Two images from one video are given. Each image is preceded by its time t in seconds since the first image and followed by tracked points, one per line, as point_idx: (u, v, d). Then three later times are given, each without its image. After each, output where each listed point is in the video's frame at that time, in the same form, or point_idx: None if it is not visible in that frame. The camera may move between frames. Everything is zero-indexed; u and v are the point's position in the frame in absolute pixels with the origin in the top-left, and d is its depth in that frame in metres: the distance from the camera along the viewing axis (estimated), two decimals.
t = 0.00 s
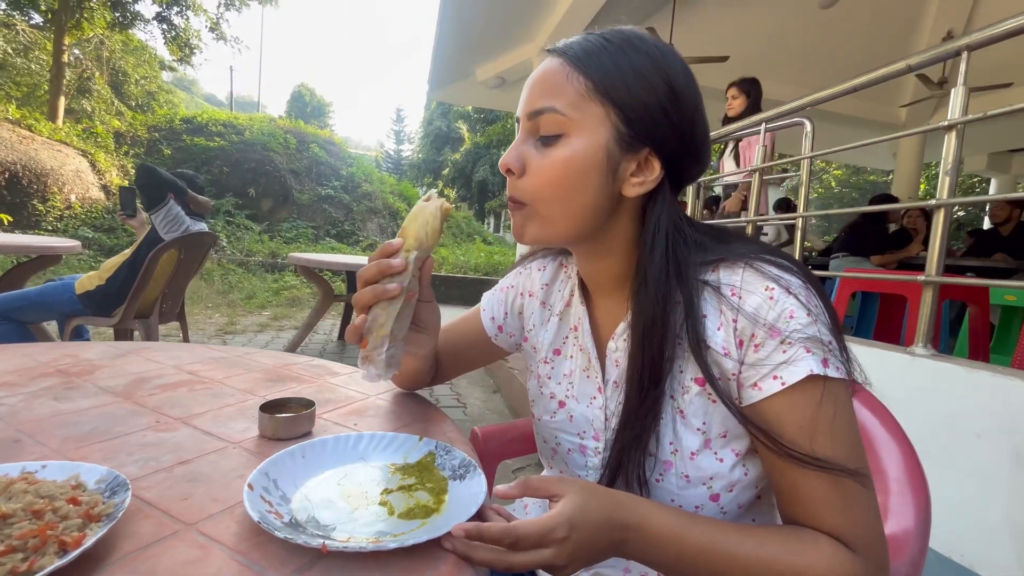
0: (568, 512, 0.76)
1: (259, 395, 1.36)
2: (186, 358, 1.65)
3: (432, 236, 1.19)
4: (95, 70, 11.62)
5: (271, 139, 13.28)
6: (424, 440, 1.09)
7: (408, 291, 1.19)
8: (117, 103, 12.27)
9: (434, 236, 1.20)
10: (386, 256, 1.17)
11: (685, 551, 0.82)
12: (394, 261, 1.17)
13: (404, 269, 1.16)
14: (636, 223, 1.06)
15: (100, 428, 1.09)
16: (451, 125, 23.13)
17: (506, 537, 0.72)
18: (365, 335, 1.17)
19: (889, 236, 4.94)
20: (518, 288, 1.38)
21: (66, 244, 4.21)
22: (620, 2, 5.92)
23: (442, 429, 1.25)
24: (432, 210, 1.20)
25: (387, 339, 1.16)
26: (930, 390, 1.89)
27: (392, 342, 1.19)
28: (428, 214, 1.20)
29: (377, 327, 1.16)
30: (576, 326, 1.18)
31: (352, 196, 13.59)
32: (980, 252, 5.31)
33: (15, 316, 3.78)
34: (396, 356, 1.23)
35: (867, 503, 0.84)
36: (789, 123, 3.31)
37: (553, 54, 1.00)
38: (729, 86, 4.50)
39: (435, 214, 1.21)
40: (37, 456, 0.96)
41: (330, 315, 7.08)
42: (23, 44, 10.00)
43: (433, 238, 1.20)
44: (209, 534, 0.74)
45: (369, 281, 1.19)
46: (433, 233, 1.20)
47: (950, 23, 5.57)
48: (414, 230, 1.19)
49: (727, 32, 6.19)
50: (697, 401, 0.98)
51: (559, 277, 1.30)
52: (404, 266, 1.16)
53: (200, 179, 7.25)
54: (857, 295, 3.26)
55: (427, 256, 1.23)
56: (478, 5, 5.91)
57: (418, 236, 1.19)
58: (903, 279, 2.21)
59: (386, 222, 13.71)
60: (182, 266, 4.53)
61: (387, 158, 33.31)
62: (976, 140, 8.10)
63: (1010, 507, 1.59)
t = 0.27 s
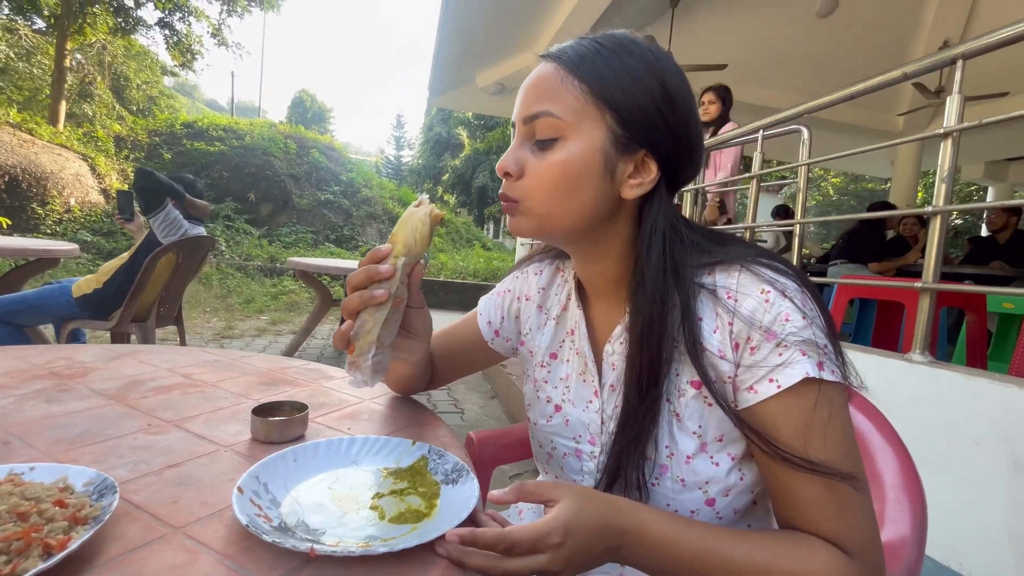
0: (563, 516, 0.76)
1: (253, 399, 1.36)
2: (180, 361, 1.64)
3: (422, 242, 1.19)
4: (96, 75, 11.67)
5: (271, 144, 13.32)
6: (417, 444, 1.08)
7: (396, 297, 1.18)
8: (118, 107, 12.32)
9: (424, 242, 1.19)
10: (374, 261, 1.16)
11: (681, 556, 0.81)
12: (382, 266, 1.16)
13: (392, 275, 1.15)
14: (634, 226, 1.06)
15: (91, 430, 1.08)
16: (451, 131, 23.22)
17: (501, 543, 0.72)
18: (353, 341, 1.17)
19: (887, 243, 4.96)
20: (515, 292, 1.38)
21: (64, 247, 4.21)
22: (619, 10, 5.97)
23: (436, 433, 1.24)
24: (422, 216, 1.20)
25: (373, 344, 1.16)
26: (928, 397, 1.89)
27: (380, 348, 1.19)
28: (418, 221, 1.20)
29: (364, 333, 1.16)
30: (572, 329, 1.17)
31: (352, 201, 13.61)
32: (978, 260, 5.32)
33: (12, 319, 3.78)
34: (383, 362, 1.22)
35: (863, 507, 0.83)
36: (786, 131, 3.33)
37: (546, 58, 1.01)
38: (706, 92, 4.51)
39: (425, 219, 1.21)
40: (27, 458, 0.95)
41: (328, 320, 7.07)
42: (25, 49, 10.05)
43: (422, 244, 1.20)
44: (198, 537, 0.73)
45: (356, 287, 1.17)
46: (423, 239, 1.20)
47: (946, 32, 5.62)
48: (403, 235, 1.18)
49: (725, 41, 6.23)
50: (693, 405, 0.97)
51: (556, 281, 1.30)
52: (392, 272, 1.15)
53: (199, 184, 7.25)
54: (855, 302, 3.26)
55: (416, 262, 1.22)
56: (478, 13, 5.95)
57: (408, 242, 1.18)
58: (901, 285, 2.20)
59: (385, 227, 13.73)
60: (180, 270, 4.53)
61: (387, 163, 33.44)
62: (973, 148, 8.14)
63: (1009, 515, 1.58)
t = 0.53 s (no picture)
0: (557, 526, 0.77)
1: (252, 406, 1.37)
2: (180, 368, 1.66)
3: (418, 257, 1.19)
4: (99, 81, 11.76)
5: (273, 149, 13.39)
6: (413, 452, 1.10)
7: (393, 312, 1.20)
8: (121, 113, 12.39)
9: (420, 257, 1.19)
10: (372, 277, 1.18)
11: (673, 563, 0.83)
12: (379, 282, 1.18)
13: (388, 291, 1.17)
14: (628, 238, 1.08)
15: (91, 437, 1.10)
16: (452, 137, 23.33)
17: (497, 552, 0.73)
18: (352, 354, 1.19)
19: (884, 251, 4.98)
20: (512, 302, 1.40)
21: (65, 252, 4.24)
22: (618, 19, 6.03)
23: (433, 441, 1.26)
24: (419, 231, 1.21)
25: (371, 358, 1.18)
26: (922, 406, 1.91)
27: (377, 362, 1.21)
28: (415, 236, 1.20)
29: (362, 347, 1.18)
30: (568, 338, 1.19)
31: (353, 206, 13.66)
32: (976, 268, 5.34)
33: (13, 325, 3.80)
34: (381, 375, 1.24)
35: (851, 516, 0.85)
36: (783, 140, 3.35)
37: (540, 76, 1.04)
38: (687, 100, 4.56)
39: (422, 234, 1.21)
40: (29, 465, 0.97)
41: (327, 325, 7.08)
42: (29, 54, 10.14)
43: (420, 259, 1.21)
44: (197, 544, 0.75)
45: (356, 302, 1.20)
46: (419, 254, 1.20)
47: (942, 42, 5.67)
48: (400, 250, 1.20)
49: (723, 49, 6.29)
50: (685, 413, 0.99)
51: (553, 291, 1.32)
52: (388, 287, 1.17)
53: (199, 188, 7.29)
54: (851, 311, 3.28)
55: (413, 277, 1.23)
56: (478, 22, 6.01)
57: (404, 257, 1.19)
58: (896, 294, 2.22)
59: (386, 232, 13.77)
60: (180, 275, 4.55)
61: (388, 169, 33.58)
62: (971, 157, 8.19)
63: (1003, 524, 1.59)
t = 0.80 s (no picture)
0: (557, 525, 0.77)
1: (252, 407, 1.38)
2: (181, 369, 1.66)
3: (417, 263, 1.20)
4: (100, 82, 11.79)
5: (273, 150, 13.42)
6: (413, 453, 1.10)
7: (392, 316, 1.21)
8: (122, 114, 12.43)
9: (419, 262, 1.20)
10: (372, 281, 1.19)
11: (673, 564, 0.83)
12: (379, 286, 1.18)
13: (388, 296, 1.17)
14: (627, 240, 1.09)
15: (93, 438, 1.11)
16: (452, 139, 23.37)
17: (498, 552, 0.73)
18: (351, 358, 1.20)
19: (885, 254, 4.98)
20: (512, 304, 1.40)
21: (66, 253, 4.24)
22: (618, 22, 6.05)
23: (433, 442, 1.26)
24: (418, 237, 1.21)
25: (371, 362, 1.18)
26: (921, 408, 1.91)
27: (377, 366, 1.21)
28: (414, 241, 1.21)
29: (362, 351, 1.18)
30: (568, 340, 1.20)
31: (353, 207, 13.68)
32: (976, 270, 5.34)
33: (14, 325, 3.81)
34: (381, 379, 1.25)
35: (848, 516, 0.85)
36: (783, 142, 3.36)
37: (535, 83, 1.04)
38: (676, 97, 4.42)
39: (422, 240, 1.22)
40: (31, 465, 0.97)
41: (327, 326, 7.09)
42: (32, 56, 10.18)
43: (419, 264, 1.21)
44: (198, 543, 0.75)
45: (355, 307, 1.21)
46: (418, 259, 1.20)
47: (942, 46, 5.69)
48: (399, 255, 1.20)
49: (723, 52, 6.31)
50: (685, 414, 0.99)
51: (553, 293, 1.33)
52: (387, 292, 1.17)
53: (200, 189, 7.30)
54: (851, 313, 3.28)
55: (412, 281, 1.24)
56: (478, 24, 6.03)
57: (404, 262, 1.19)
58: (896, 297, 2.22)
59: (386, 234, 13.79)
60: (181, 276, 4.55)
61: (389, 170, 33.64)
62: (971, 160, 8.20)
63: (1002, 527, 1.59)
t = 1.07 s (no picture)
0: (560, 525, 0.77)
1: (253, 406, 1.38)
2: (182, 368, 1.67)
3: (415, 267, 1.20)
4: (100, 82, 11.79)
5: (274, 150, 13.41)
6: (414, 452, 1.10)
7: (390, 319, 1.21)
8: (122, 114, 12.42)
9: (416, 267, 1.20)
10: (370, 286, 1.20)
11: (675, 562, 0.83)
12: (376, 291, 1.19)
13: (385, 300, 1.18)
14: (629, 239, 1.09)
15: (94, 437, 1.11)
16: (452, 139, 23.38)
17: (501, 552, 0.73)
18: (350, 361, 1.20)
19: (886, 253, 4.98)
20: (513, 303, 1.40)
21: (66, 253, 4.24)
22: (618, 22, 6.05)
23: (434, 441, 1.26)
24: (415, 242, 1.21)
25: (369, 365, 1.18)
26: (921, 407, 1.91)
27: (376, 371, 1.21)
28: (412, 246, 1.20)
29: (360, 355, 1.19)
30: (569, 339, 1.20)
31: (353, 208, 13.69)
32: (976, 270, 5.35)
33: (14, 325, 3.82)
34: (381, 383, 1.24)
35: (849, 514, 0.85)
36: (783, 142, 3.36)
37: (536, 82, 1.04)
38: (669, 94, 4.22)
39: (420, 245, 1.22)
40: (33, 463, 0.98)
41: (327, 326, 7.09)
42: (31, 56, 10.18)
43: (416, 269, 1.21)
44: (200, 542, 0.75)
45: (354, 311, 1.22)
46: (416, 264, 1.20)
47: (942, 45, 5.68)
48: (397, 258, 1.20)
49: (723, 52, 6.31)
50: (686, 412, 0.99)
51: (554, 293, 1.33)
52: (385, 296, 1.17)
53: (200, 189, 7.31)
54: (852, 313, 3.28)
55: (411, 284, 1.24)
56: (478, 24, 6.03)
57: (401, 267, 1.19)
58: (897, 297, 2.22)
59: (386, 234, 13.79)
60: (181, 276, 4.56)
61: (389, 171, 33.68)
62: (971, 159, 8.20)
63: (1003, 526, 1.59)
